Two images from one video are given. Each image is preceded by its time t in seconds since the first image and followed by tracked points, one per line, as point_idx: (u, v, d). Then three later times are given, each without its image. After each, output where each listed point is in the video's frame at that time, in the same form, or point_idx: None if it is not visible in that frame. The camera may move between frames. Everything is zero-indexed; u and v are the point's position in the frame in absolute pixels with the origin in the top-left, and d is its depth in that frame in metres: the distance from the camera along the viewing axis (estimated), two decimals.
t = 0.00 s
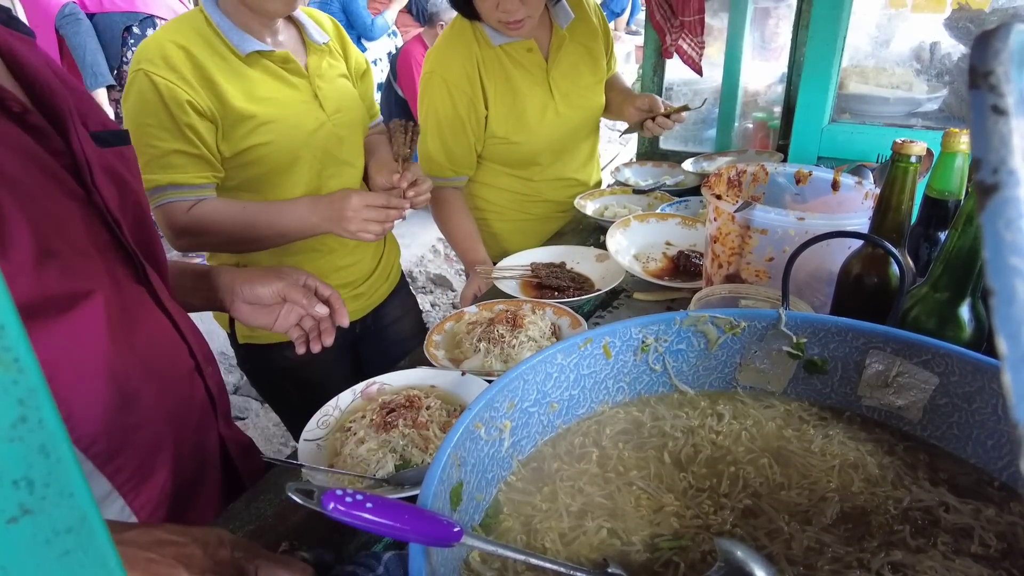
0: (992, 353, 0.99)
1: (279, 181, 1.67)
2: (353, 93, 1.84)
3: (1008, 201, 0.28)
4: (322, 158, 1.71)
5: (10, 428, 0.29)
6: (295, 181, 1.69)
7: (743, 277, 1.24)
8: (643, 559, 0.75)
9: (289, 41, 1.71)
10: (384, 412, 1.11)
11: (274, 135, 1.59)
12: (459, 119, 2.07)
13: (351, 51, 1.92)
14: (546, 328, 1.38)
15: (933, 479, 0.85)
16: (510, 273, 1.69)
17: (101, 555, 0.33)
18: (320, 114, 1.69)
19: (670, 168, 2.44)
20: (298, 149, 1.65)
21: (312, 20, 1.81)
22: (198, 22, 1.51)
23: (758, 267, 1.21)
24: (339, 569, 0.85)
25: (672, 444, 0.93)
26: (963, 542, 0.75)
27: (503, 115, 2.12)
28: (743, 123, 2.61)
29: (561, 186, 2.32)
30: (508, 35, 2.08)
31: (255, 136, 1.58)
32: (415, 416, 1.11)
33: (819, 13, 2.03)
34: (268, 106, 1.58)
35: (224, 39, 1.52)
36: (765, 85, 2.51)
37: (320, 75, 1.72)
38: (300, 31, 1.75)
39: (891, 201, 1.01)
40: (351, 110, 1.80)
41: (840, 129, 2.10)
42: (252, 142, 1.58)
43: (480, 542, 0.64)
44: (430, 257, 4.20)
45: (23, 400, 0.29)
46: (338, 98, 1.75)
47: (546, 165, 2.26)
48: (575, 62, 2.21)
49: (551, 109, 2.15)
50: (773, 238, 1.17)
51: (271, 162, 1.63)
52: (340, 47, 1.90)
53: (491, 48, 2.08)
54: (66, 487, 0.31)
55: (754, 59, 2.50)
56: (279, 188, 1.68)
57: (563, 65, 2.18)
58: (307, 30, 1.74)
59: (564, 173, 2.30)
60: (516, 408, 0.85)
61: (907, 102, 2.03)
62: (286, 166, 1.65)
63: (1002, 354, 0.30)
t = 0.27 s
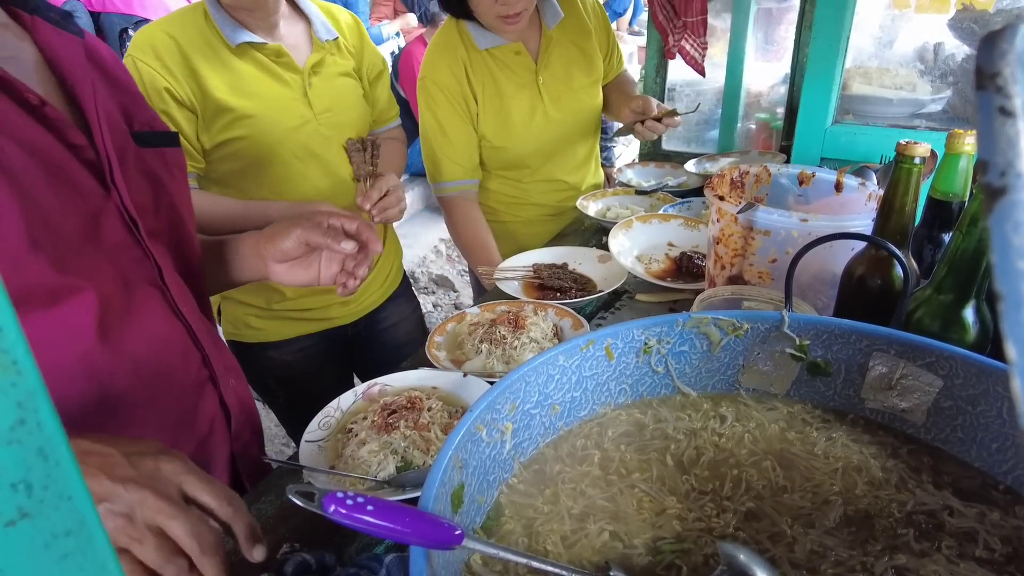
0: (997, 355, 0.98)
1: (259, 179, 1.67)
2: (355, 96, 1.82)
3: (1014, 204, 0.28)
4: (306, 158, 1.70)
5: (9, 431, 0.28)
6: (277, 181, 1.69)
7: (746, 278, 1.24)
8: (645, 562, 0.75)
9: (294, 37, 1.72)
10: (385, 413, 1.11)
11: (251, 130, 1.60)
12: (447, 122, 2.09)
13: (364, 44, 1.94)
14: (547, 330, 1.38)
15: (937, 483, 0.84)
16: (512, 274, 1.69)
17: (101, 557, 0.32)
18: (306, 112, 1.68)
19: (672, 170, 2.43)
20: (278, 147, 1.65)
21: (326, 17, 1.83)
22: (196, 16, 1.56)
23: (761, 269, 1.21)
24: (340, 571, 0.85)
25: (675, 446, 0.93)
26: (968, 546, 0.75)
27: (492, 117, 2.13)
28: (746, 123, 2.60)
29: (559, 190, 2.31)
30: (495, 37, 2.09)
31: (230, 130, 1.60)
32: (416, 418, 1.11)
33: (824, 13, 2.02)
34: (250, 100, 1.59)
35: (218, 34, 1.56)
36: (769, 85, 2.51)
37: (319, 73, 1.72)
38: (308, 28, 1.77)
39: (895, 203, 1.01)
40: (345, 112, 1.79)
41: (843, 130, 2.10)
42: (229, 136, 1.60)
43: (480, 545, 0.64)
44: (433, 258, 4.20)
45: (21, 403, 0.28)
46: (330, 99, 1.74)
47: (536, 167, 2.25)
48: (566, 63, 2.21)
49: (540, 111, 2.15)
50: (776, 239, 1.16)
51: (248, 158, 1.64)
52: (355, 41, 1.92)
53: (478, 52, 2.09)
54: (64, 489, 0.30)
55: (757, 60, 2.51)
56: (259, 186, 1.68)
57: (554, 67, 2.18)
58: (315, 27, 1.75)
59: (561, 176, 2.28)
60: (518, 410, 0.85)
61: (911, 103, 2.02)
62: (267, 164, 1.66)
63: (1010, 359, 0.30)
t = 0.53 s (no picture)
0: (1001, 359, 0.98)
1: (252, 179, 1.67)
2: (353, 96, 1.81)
3: (1019, 211, 0.28)
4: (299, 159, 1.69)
5: (8, 434, 0.27)
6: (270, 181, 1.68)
7: (749, 280, 1.24)
8: (647, 566, 0.75)
9: (294, 35, 1.72)
10: (387, 416, 1.11)
11: (242, 129, 1.61)
12: (452, 122, 2.07)
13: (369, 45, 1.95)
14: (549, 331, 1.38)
15: (941, 487, 0.84)
16: (515, 275, 1.68)
17: (101, 563, 0.32)
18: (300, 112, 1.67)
19: (675, 171, 2.43)
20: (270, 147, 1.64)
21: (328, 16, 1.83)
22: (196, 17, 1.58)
23: (764, 271, 1.20)
24: (341, 573, 0.84)
25: (677, 449, 0.92)
26: (972, 551, 0.74)
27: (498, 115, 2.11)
28: (749, 125, 2.60)
29: (559, 193, 2.30)
30: (505, 35, 2.07)
31: (223, 129, 1.61)
32: (418, 420, 1.11)
33: (828, 14, 2.02)
34: (243, 100, 1.59)
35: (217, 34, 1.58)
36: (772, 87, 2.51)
37: (319, 74, 1.72)
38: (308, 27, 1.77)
39: (899, 205, 1.00)
40: (342, 113, 1.78)
41: (847, 132, 2.10)
42: (222, 135, 1.61)
43: (481, 549, 0.63)
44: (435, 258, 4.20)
45: (20, 406, 0.27)
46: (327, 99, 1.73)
47: (544, 168, 2.25)
48: (574, 64, 2.20)
49: (549, 111, 2.14)
50: (779, 242, 1.16)
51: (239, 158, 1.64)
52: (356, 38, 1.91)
53: (487, 50, 2.07)
54: (63, 494, 0.30)
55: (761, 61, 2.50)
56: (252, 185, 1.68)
57: (562, 65, 2.17)
58: (315, 27, 1.75)
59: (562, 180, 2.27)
60: (520, 412, 0.84)
61: (916, 104, 1.98)
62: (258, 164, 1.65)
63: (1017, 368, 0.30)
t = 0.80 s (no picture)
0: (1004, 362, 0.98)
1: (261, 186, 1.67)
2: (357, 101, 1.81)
3: (1019, 218, 0.28)
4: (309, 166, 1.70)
5: (7, 438, 0.27)
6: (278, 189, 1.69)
7: (752, 282, 1.23)
8: (648, 569, 0.74)
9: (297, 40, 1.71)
10: (388, 417, 1.11)
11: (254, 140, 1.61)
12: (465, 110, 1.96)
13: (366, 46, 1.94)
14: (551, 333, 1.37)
15: (944, 491, 0.83)
16: (517, 277, 1.68)
17: (101, 567, 0.31)
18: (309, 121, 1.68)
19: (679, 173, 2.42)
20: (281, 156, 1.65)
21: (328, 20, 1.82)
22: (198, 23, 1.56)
23: (766, 273, 1.20)
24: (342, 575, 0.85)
25: (679, 452, 0.92)
26: (975, 556, 0.74)
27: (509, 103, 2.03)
28: (752, 126, 2.60)
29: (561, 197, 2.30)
30: (515, 31, 2.04)
31: (237, 141, 1.61)
32: (419, 421, 1.11)
33: (830, 16, 2.01)
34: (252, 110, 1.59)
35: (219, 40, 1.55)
36: (775, 88, 2.50)
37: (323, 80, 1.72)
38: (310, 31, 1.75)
39: (902, 209, 1.00)
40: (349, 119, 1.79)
41: (850, 133, 2.09)
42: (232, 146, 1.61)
43: (482, 552, 0.63)
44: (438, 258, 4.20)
45: (19, 410, 0.27)
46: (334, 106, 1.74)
47: (545, 168, 2.22)
48: (578, 64, 2.20)
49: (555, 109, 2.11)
50: (781, 244, 1.16)
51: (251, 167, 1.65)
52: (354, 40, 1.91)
53: (498, 42, 2.01)
54: (63, 497, 0.29)
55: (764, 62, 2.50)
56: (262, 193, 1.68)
57: (567, 65, 2.16)
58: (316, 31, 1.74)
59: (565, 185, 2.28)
60: (520, 415, 0.84)
61: (919, 106, 2.02)
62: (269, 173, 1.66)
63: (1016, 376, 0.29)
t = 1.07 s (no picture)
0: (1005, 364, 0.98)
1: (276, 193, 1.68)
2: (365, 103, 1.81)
3: (1017, 222, 0.28)
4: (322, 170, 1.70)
5: (11, 438, 0.27)
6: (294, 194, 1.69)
7: (753, 284, 1.23)
8: (649, 570, 0.75)
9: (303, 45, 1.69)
10: (390, 418, 1.12)
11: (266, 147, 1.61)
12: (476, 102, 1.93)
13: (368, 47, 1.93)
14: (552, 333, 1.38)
15: (945, 493, 0.83)
16: (519, 278, 1.69)
17: (103, 567, 0.31)
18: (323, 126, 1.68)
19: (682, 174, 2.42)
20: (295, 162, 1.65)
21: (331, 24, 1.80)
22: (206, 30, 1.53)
23: (768, 275, 1.20)
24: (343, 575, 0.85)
25: (680, 454, 0.92)
26: (976, 558, 0.74)
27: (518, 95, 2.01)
28: (754, 127, 2.59)
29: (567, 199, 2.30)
30: (520, 28, 2.05)
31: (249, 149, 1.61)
32: (421, 422, 1.11)
33: (833, 19, 2.02)
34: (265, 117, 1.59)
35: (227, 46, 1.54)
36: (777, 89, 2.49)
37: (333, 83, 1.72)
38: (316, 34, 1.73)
39: (904, 211, 1.00)
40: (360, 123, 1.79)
41: (852, 134, 2.08)
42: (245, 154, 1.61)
43: (484, 553, 0.63)
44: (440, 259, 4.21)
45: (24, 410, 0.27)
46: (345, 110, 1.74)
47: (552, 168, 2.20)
48: (580, 63, 2.19)
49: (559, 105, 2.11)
50: (783, 245, 1.16)
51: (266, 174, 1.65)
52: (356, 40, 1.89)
53: (506, 38, 2.02)
54: (66, 496, 0.29)
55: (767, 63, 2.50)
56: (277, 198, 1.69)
57: (570, 63, 2.16)
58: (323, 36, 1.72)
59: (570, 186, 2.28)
60: (522, 416, 0.84)
61: (922, 107, 2.01)
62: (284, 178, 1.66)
63: (1013, 380, 0.30)
